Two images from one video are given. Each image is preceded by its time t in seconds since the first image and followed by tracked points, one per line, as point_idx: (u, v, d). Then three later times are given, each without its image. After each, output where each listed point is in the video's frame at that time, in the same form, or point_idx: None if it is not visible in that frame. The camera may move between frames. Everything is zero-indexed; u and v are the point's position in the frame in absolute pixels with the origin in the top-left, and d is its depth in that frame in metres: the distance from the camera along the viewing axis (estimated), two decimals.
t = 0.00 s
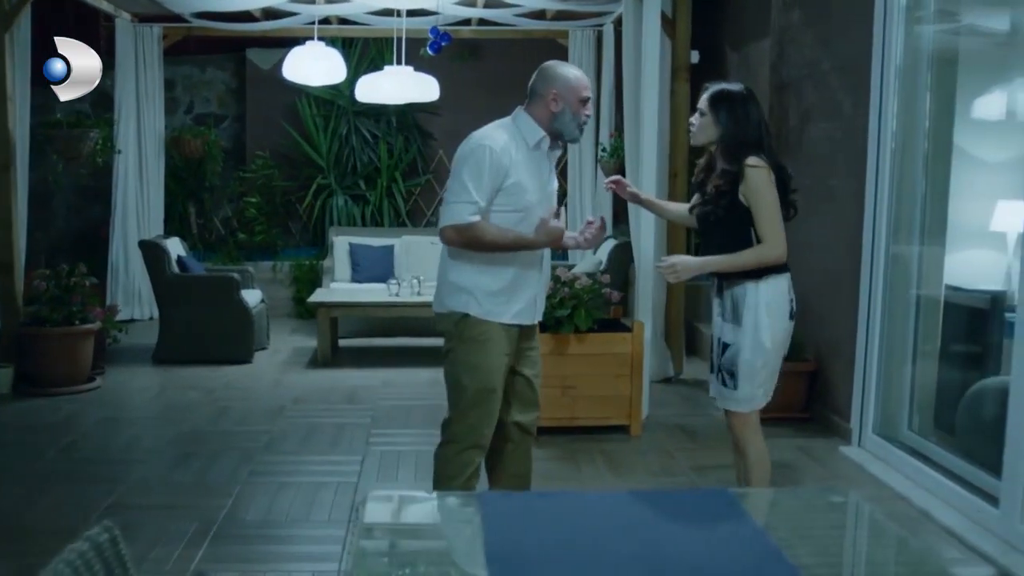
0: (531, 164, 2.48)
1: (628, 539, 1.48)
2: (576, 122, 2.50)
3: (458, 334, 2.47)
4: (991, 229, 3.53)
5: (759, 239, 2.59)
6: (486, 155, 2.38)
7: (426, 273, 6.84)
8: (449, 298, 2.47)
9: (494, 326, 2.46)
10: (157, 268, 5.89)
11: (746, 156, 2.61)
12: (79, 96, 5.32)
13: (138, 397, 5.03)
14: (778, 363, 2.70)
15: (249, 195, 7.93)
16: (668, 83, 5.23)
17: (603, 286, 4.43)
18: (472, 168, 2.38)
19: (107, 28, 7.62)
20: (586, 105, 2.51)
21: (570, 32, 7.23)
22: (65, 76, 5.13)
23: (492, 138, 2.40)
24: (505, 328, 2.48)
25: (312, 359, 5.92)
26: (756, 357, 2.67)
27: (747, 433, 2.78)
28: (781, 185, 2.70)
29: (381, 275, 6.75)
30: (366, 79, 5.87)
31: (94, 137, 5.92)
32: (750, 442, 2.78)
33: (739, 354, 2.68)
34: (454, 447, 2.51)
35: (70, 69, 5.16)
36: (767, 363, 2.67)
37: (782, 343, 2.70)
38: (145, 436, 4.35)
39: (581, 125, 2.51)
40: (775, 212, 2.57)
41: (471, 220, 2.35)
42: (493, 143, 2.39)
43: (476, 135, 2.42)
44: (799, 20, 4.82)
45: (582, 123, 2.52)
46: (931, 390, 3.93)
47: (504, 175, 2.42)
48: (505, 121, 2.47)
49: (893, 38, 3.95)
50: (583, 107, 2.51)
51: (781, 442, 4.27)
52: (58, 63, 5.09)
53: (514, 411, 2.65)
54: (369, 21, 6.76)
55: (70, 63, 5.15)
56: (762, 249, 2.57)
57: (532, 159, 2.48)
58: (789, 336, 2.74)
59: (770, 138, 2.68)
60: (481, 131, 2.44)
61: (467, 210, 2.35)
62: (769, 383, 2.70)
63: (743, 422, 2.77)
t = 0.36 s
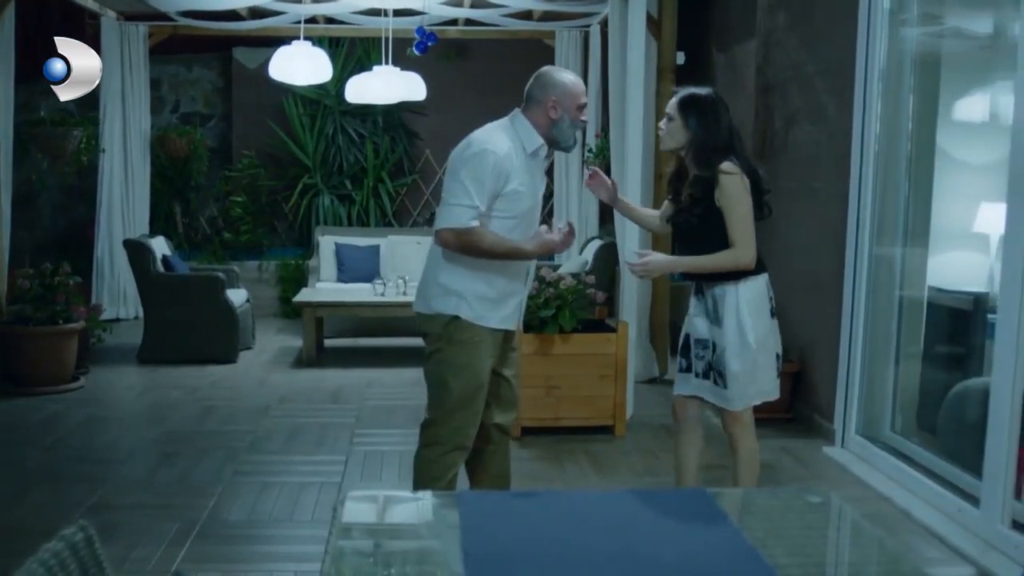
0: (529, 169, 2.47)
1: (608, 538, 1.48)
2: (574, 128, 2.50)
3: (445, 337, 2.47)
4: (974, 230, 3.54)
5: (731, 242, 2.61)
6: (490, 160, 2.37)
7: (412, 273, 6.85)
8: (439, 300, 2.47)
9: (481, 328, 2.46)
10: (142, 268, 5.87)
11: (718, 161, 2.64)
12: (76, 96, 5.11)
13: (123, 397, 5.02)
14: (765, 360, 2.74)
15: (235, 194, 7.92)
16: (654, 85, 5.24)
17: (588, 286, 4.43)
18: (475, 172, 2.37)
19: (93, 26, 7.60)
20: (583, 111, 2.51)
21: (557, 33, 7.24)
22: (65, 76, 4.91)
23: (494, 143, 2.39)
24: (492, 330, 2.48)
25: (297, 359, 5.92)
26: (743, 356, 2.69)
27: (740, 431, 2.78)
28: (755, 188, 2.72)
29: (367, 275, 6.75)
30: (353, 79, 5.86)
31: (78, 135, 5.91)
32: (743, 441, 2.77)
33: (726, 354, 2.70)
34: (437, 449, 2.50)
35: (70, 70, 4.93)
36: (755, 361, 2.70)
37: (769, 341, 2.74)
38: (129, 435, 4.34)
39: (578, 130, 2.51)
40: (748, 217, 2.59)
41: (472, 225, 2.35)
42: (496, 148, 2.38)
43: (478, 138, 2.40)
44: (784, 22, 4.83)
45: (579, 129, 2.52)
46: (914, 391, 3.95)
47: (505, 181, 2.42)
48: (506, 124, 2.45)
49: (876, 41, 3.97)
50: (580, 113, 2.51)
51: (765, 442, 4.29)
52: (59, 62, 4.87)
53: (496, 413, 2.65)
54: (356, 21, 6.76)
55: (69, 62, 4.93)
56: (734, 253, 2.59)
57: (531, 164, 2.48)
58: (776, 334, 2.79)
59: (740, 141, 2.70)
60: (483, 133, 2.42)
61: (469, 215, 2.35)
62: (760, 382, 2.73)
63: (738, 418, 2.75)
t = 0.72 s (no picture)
0: (512, 162, 2.48)
1: (601, 539, 1.48)
2: (553, 122, 2.51)
3: (441, 339, 2.47)
4: (967, 231, 3.54)
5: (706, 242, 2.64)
6: (474, 153, 2.38)
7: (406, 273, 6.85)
8: (435, 303, 2.47)
9: (476, 329, 2.46)
10: (136, 267, 5.86)
11: (692, 162, 2.65)
12: (76, 95, 5.08)
13: (117, 397, 5.02)
14: (734, 359, 2.74)
15: (229, 194, 7.92)
16: (648, 85, 5.24)
17: (582, 286, 4.44)
18: (459, 167, 2.37)
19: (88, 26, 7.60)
20: (560, 104, 2.52)
21: (552, 33, 7.24)
22: (67, 78, 4.87)
23: (477, 136, 2.40)
24: (488, 331, 2.48)
25: (291, 359, 5.92)
26: (713, 354, 2.71)
27: (715, 429, 2.80)
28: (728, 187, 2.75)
29: (361, 275, 6.75)
30: (350, 79, 5.86)
31: (72, 136, 5.92)
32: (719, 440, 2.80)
33: (698, 351, 2.72)
34: (432, 451, 2.50)
35: (71, 71, 4.89)
36: (725, 358, 2.72)
37: (738, 339, 2.74)
38: (121, 435, 4.35)
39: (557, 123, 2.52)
40: (724, 219, 2.62)
41: (459, 222, 2.36)
42: (479, 142, 2.39)
43: (461, 132, 2.41)
44: (779, 23, 4.84)
45: (558, 122, 2.52)
46: (905, 390, 3.96)
47: (490, 174, 2.42)
48: (487, 119, 2.47)
49: (869, 40, 3.98)
50: (557, 107, 2.52)
51: (758, 442, 4.29)
52: (59, 63, 4.81)
53: (491, 415, 2.65)
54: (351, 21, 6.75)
55: (70, 63, 4.89)
56: (711, 255, 2.62)
57: (513, 157, 2.48)
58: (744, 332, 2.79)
59: (712, 141, 2.72)
60: (465, 128, 2.43)
61: (455, 212, 2.35)
62: (729, 380, 2.74)
63: (712, 416, 2.78)
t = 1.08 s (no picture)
0: (498, 159, 2.49)
1: (598, 539, 1.49)
2: (536, 119, 2.52)
3: (436, 341, 2.47)
4: (961, 232, 3.55)
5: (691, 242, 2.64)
6: (459, 151, 2.39)
7: (401, 273, 6.86)
8: (430, 305, 2.47)
9: (471, 330, 2.47)
10: (131, 268, 5.86)
11: (679, 162, 2.66)
12: (75, 95, 5.08)
13: (114, 398, 5.02)
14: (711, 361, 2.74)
15: (225, 195, 7.92)
16: (644, 87, 5.26)
17: (578, 287, 4.44)
18: (445, 165, 2.38)
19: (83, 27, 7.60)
20: (542, 102, 2.53)
21: (547, 34, 7.26)
22: (67, 78, 4.87)
23: (461, 134, 2.41)
24: (483, 333, 2.49)
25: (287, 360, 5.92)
26: (693, 355, 2.71)
27: (691, 429, 2.76)
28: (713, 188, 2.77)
29: (356, 276, 6.76)
30: (344, 79, 5.86)
31: (68, 136, 5.94)
32: (699, 440, 2.75)
33: (677, 351, 2.72)
34: (426, 452, 2.51)
35: (71, 71, 4.88)
36: (705, 360, 2.72)
37: (717, 340, 2.74)
38: (117, 436, 4.35)
39: (540, 120, 2.53)
40: (711, 219, 2.62)
41: (448, 221, 2.36)
42: (463, 140, 2.40)
43: (445, 132, 2.42)
44: (775, 24, 4.85)
45: (542, 119, 2.53)
46: (899, 391, 3.97)
47: (476, 171, 2.43)
48: (470, 118, 2.47)
49: (865, 42, 3.99)
50: (540, 105, 2.53)
51: (753, 443, 4.30)
52: (59, 63, 4.81)
53: (486, 417, 2.65)
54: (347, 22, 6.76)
55: (70, 63, 4.89)
56: (695, 255, 2.62)
57: (498, 154, 2.49)
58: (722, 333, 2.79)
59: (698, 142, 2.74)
60: (449, 128, 2.44)
61: (443, 211, 2.36)
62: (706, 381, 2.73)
63: (688, 417, 2.75)
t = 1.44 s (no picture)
0: (491, 157, 2.49)
1: (599, 539, 1.49)
2: (529, 117, 2.52)
3: (434, 341, 2.47)
4: (958, 231, 3.56)
5: (694, 242, 2.65)
6: (451, 150, 2.39)
7: (398, 273, 6.86)
8: (426, 304, 2.47)
9: (469, 332, 2.47)
10: (128, 268, 5.85)
11: (676, 164, 2.67)
12: (74, 94, 5.06)
13: (111, 398, 5.02)
14: (717, 359, 2.75)
15: (221, 195, 7.92)
16: (640, 87, 5.27)
17: (575, 286, 4.44)
18: (438, 166, 2.38)
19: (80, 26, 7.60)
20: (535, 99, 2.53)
21: (544, 34, 7.27)
22: (68, 78, 4.86)
23: (453, 133, 2.41)
24: (480, 334, 2.49)
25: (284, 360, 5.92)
26: (698, 353, 2.71)
27: (693, 430, 2.79)
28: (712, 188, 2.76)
29: (353, 276, 6.76)
30: (339, 78, 5.85)
31: (65, 136, 5.95)
32: (699, 441, 2.79)
33: (683, 350, 2.72)
34: (424, 453, 2.51)
35: (71, 71, 4.88)
36: (710, 359, 2.72)
37: (722, 339, 2.75)
38: (116, 436, 4.35)
39: (533, 118, 2.52)
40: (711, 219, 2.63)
41: (442, 221, 2.36)
42: (455, 139, 2.40)
43: (437, 132, 2.42)
44: (771, 24, 4.86)
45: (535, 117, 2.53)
46: (896, 390, 3.98)
47: (469, 170, 2.43)
48: (462, 117, 2.48)
49: (861, 42, 4.01)
50: (532, 103, 2.53)
51: (751, 442, 4.31)
52: (59, 63, 4.81)
53: (485, 417, 2.66)
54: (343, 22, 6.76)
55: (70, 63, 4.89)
56: (699, 254, 2.63)
57: (492, 152, 2.49)
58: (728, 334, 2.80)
59: (695, 142, 2.73)
60: (441, 127, 2.44)
61: (437, 211, 2.36)
62: (711, 381, 2.74)
63: (692, 415, 2.78)
